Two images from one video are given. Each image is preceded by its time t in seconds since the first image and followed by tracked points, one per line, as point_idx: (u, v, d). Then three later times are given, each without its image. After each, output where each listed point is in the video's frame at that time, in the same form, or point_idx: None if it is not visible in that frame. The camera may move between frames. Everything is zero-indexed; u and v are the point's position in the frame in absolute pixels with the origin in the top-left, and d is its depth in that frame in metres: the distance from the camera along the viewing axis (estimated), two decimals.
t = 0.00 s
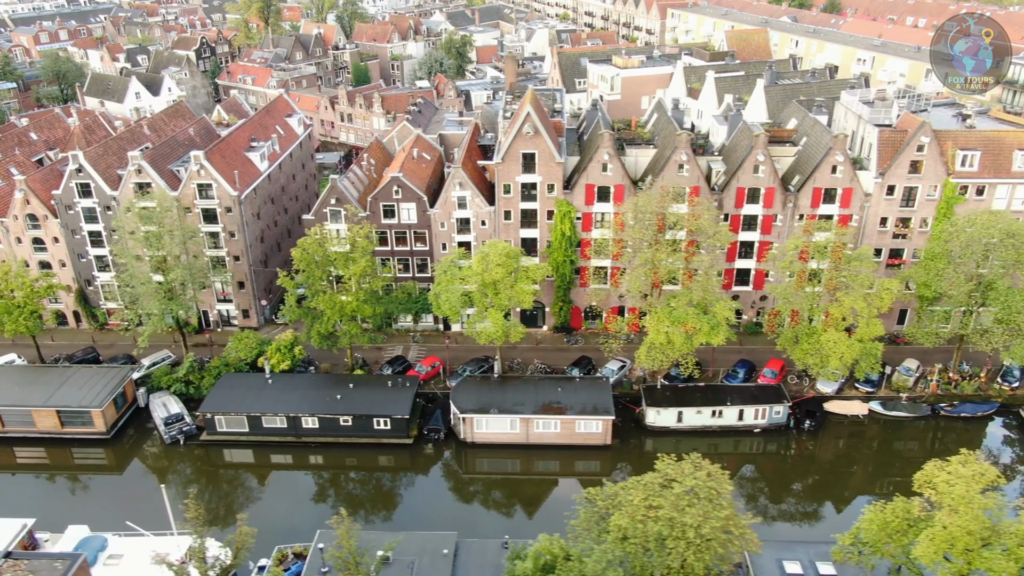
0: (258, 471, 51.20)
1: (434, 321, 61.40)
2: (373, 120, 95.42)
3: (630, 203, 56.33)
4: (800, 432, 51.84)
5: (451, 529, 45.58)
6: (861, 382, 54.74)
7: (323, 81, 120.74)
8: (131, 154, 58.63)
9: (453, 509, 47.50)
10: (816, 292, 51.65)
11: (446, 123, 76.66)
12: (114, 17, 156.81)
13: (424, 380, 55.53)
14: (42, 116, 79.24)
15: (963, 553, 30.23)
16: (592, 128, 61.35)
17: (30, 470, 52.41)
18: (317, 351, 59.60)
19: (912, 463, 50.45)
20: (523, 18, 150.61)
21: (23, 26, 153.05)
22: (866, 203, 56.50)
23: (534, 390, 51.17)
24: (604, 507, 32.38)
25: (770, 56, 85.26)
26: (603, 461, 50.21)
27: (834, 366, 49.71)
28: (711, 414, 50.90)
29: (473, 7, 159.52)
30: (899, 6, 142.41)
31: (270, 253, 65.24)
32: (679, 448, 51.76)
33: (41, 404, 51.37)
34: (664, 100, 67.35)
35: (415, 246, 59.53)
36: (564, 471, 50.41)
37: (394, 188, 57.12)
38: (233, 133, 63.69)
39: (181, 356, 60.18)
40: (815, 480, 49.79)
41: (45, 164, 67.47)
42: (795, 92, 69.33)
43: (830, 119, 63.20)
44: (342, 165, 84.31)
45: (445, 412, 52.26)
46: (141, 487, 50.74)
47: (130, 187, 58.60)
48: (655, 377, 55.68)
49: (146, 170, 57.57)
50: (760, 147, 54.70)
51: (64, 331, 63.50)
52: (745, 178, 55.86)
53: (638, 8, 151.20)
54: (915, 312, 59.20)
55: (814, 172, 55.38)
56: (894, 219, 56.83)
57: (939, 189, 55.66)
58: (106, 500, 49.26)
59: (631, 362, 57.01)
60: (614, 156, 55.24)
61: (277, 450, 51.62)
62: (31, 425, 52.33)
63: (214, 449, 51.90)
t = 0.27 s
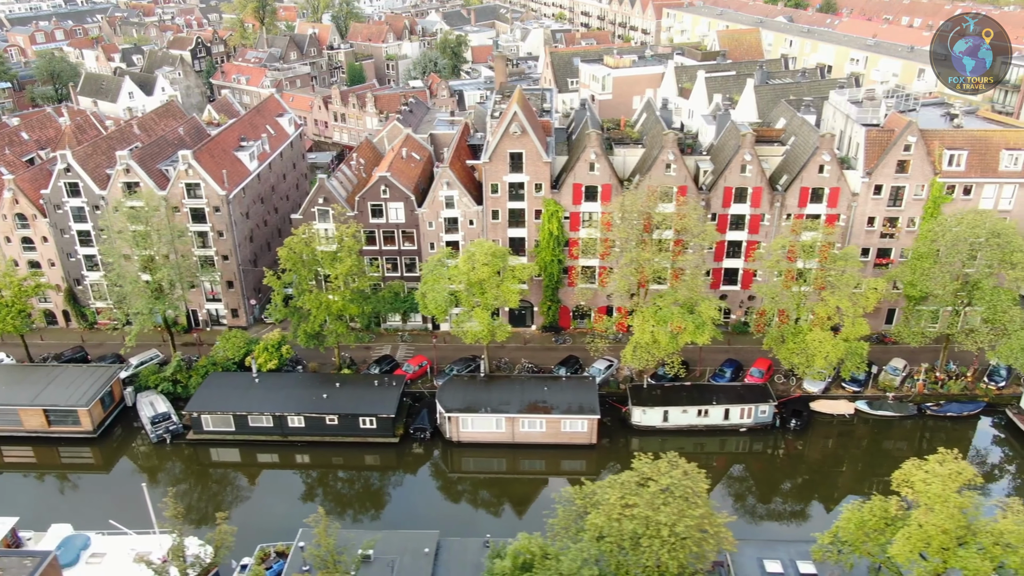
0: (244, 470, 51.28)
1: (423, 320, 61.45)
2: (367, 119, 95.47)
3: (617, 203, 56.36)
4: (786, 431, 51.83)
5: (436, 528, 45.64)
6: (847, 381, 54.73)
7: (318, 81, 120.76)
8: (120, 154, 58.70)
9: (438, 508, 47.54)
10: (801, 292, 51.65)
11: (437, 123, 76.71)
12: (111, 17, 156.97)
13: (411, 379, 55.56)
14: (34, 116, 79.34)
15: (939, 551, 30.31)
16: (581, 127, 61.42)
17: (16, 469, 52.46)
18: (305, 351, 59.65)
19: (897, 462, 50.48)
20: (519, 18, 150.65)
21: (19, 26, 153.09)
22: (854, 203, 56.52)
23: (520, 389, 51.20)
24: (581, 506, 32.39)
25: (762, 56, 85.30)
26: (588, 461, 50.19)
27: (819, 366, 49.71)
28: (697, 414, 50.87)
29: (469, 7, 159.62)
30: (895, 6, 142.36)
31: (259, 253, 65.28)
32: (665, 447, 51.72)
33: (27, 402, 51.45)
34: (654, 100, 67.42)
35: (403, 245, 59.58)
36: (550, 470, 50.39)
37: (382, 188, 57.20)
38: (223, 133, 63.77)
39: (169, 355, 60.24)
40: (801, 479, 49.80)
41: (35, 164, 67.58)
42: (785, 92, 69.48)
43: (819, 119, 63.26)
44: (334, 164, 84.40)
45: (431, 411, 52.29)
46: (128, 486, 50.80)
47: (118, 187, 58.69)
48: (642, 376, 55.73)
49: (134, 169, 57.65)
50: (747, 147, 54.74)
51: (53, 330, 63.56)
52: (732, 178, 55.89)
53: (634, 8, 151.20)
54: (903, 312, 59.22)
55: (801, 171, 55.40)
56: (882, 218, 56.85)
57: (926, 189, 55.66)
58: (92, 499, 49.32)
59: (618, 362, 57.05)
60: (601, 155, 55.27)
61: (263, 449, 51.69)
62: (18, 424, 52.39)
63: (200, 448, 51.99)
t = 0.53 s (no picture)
0: (230, 468, 51.33)
1: (412, 320, 61.51)
2: (360, 119, 95.51)
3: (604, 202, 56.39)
4: (771, 431, 51.82)
5: (420, 527, 45.68)
6: (834, 381, 54.73)
7: (312, 81, 120.80)
8: (108, 153, 58.75)
9: (423, 507, 47.58)
10: (787, 292, 51.64)
11: (428, 122, 76.75)
12: (107, 17, 157.11)
13: (398, 378, 55.59)
14: (26, 115, 79.42)
15: (914, 549, 30.29)
16: (569, 127, 61.46)
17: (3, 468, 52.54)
18: (293, 350, 59.70)
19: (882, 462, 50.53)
20: (515, 18, 150.72)
21: (15, 26, 153.22)
22: (841, 202, 56.53)
23: (505, 388, 51.22)
24: (558, 505, 32.40)
25: (753, 56, 85.33)
26: (574, 460, 50.18)
27: (804, 365, 49.70)
28: (682, 413, 50.86)
29: (465, 7, 159.72)
30: (890, 6, 142.37)
31: (248, 252, 65.30)
32: (650, 446, 51.70)
33: (14, 401, 51.55)
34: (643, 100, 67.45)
35: (391, 244, 59.64)
36: (535, 469, 50.39)
37: (369, 188, 57.26)
38: (212, 132, 63.83)
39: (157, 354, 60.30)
40: (786, 478, 49.85)
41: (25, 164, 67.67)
42: (775, 92, 69.56)
43: (807, 119, 63.29)
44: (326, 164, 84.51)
45: (417, 410, 52.32)
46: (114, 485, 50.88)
47: (106, 186, 58.76)
48: (629, 375, 55.75)
49: (122, 168, 57.71)
50: (733, 146, 54.76)
51: (43, 330, 63.66)
52: (720, 177, 55.89)
53: (629, 8, 151.20)
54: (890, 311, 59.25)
55: (788, 171, 55.41)
56: (869, 218, 56.88)
57: (913, 188, 55.67)
58: (77, 498, 49.39)
59: (605, 361, 57.08)
60: (588, 154, 55.28)
61: (249, 448, 51.73)
62: (4, 423, 52.49)
63: (187, 447, 52.06)
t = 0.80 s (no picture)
0: (215, 467, 51.37)
1: (400, 319, 61.55)
2: (353, 118, 95.51)
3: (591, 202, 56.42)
4: (757, 430, 51.81)
5: (404, 525, 45.77)
6: (820, 380, 54.73)
7: (307, 80, 120.91)
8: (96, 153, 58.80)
9: (408, 506, 47.60)
10: (773, 291, 51.64)
11: (419, 122, 76.78)
12: (103, 17, 157.19)
13: (385, 377, 55.65)
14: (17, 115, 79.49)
15: (890, 548, 30.37)
16: (557, 126, 61.50)
17: None
18: (281, 349, 59.75)
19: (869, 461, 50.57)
20: (510, 17, 150.77)
21: (11, 25, 153.23)
22: (828, 201, 56.54)
23: (491, 387, 51.27)
24: (535, 504, 32.46)
25: (745, 55, 85.35)
26: (559, 459, 50.21)
27: (789, 364, 49.71)
28: (668, 412, 50.89)
29: (461, 7, 159.75)
30: (886, 5, 142.33)
31: (237, 251, 65.31)
32: (636, 446, 51.72)
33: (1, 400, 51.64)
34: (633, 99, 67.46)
35: (379, 244, 59.69)
36: (521, 468, 50.41)
37: (357, 187, 57.31)
38: (201, 132, 63.90)
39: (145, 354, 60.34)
40: (771, 477, 49.83)
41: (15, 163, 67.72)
42: (765, 91, 69.63)
43: (796, 118, 63.33)
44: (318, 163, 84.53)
45: (403, 409, 52.34)
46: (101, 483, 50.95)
47: (95, 186, 58.83)
48: (616, 375, 55.76)
49: (110, 168, 57.78)
50: (720, 145, 54.78)
51: (32, 329, 63.73)
52: (706, 176, 55.96)
53: (625, 7, 151.17)
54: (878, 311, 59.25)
55: (775, 170, 55.42)
56: (856, 217, 56.89)
57: (900, 188, 55.74)
58: (63, 496, 49.45)
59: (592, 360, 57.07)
60: (575, 154, 55.36)
61: (235, 447, 51.78)
62: None
63: (173, 445, 52.12)
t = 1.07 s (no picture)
0: (201, 466, 51.41)
1: (388, 318, 61.59)
2: (345, 118, 95.53)
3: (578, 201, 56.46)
4: (743, 429, 51.82)
5: (388, 524, 45.81)
6: (807, 379, 54.73)
7: (301, 80, 120.93)
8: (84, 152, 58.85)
9: (392, 505, 47.65)
10: (758, 290, 51.65)
11: (409, 121, 76.81)
12: (100, 17, 157.25)
13: (371, 376, 55.70)
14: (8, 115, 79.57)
15: (865, 547, 30.37)
16: (545, 125, 61.54)
17: None
18: (269, 349, 59.79)
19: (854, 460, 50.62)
20: (506, 17, 150.84)
21: (7, 25, 153.23)
22: (815, 201, 56.56)
23: (477, 386, 51.32)
24: (512, 502, 32.47)
25: (737, 55, 85.36)
26: (544, 458, 50.26)
27: (774, 363, 49.73)
28: (653, 412, 50.92)
29: (457, 7, 159.82)
30: (881, 5, 142.36)
31: (226, 250, 65.32)
32: (622, 445, 51.76)
33: None
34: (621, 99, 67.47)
35: (367, 243, 59.74)
36: (507, 468, 50.46)
37: (344, 186, 57.35)
38: (190, 131, 63.97)
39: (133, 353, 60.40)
40: (755, 477, 49.89)
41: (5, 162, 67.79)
42: (755, 91, 69.66)
43: (784, 118, 63.36)
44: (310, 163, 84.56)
45: (389, 408, 52.34)
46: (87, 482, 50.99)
47: (83, 185, 58.90)
48: (602, 374, 55.78)
49: (98, 167, 57.83)
50: (707, 145, 54.79)
51: (21, 328, 63.79)
52: (693, 176, 55.98)
53: (621, 7, 151.16)
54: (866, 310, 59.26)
55: (762, 169, 55.43)
56: (843, 216, 56.90)
57: (887, 187, 55.75)
58: (49, 495, 49.51)
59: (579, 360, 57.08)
60: (562, 153, 55.42)
61: (221, 446, 51.82)
62: None
63: (159, 444, 52.18)
